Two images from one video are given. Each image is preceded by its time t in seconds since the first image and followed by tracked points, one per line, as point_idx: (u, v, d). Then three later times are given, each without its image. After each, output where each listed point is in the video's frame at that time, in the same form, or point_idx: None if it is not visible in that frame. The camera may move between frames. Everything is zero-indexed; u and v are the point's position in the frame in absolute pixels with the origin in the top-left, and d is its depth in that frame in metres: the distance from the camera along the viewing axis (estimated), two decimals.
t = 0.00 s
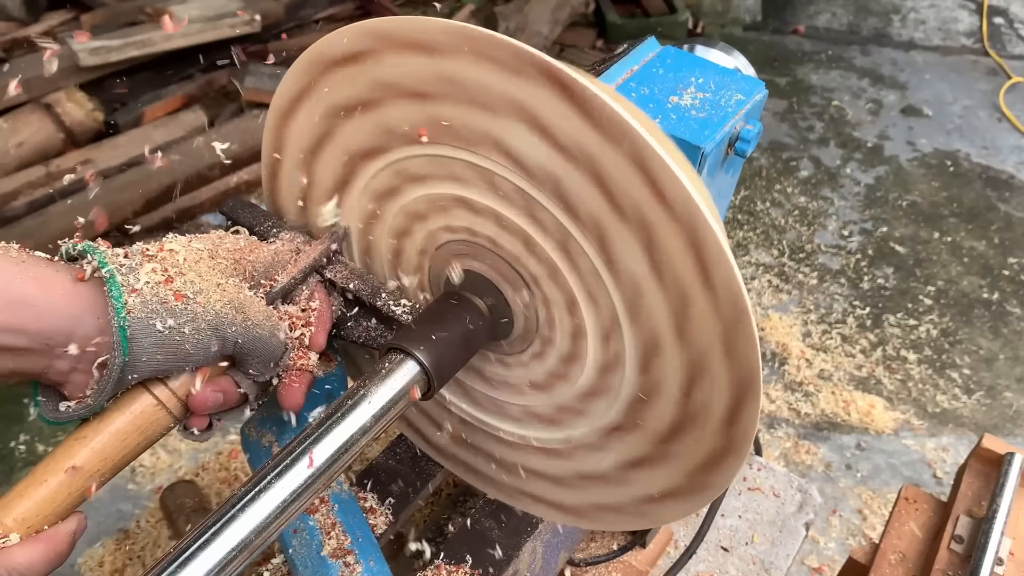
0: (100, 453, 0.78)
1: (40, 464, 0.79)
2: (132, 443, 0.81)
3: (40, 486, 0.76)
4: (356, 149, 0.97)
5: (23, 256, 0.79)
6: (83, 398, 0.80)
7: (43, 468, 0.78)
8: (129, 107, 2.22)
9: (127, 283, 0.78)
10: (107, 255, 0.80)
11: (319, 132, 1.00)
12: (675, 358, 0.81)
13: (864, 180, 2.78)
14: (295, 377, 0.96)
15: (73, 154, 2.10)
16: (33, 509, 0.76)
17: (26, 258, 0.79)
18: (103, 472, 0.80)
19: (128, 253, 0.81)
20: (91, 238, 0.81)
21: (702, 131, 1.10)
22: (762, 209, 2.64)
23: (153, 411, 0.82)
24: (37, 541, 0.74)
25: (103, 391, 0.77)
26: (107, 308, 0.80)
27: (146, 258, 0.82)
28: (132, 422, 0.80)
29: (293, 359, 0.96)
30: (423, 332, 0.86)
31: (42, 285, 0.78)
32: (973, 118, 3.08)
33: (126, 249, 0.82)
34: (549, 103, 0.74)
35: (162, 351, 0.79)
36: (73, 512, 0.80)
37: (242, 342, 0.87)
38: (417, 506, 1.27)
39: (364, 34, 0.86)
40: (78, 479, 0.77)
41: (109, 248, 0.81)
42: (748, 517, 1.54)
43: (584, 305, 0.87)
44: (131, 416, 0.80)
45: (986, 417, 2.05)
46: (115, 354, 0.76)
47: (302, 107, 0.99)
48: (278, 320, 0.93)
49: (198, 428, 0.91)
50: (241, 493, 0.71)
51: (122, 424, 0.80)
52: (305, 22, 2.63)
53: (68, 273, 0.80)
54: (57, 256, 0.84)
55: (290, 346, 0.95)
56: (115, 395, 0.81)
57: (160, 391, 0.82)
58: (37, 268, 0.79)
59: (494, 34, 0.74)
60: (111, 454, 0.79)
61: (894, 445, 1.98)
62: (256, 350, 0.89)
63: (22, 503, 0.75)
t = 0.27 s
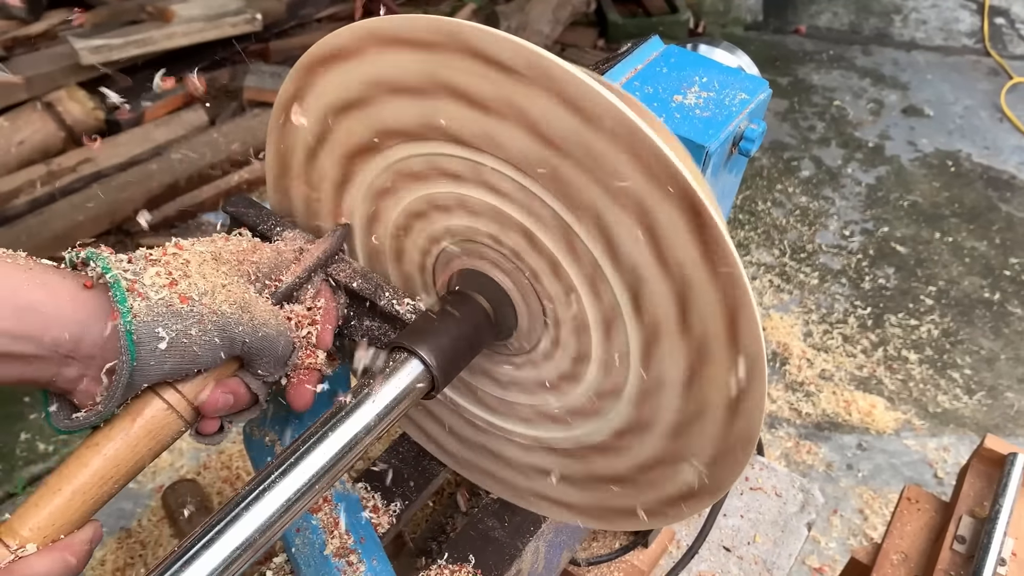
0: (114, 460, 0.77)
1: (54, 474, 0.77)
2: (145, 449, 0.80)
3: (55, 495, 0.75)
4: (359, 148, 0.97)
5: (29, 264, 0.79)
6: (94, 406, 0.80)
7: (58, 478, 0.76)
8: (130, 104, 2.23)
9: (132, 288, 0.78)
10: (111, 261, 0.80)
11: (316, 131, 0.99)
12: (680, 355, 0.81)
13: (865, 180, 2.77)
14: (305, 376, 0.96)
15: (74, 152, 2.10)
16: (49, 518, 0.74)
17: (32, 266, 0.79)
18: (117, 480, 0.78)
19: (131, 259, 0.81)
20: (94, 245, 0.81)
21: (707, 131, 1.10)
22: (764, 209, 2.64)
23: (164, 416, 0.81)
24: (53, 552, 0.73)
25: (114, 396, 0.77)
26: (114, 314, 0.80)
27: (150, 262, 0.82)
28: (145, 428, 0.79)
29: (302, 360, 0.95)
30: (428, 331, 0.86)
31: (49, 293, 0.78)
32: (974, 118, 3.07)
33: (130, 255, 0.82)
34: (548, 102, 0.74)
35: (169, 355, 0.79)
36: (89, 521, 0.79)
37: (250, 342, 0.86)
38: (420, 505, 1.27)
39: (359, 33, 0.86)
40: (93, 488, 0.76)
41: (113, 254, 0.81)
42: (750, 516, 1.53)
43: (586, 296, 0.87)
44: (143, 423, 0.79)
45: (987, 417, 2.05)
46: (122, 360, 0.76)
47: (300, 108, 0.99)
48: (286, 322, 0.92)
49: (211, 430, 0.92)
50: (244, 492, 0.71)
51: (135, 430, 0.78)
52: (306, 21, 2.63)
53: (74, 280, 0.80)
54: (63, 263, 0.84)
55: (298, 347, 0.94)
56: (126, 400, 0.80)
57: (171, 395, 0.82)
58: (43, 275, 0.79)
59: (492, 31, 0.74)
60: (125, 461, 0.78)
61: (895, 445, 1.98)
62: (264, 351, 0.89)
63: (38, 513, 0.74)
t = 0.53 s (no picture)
0: (94, 447, 0.77)
1: (32, 460, 0.77)
2: (126, 438, 0.80)
3: (34, 482, 0.75)
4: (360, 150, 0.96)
5: (10, 252, 0.79)
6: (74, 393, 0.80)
7: (36, 464, 0.76)
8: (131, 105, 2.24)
9: (115, 275, 0.78)
10: (94, 249, 0.80)
11: (316, 131, 0.99)
12: (682, 357, 0.80)
13: (867, 180, 2.77)
14: (291, 365, 0.95)
15: (75, 152, 2.10)
16: (28, 504, 0.75)
17: (13, 254, 0.79)
18: (97, 467, 0.78)
19: (114, 247, 0.81)
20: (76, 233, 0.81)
21: (709, 131, 1.10)
22: (765, 209, 2.64)
23: (145, 405, 0.81)
24: (31, 538, 0.73)
25: (95, 383, 0.78)
26: (96, 302, 0.80)
27: (133, 251, 0.82)
28: (124, 416, 0.79)
29: (286, 351, 0.95)
30: (428, 332, 0.86)
31: (29, 281, 0.78)
32: (976, 118, 3.07)
33: (112, 243, 0.82)
34: (549, 102, 0.74)
35: (152, 343, 0.80)
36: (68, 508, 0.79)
37: (232, 333, 0.87)
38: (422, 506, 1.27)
39: (359, 32, 0.86)
40: (73, 474, 0.76)
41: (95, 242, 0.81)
42: (752, 517, 1.53)
43: (588, 297, 0.86)
44: (123, 410, 0.79)
45: (989, 418, 2.05)
46: (104, 347, 0.76)
47: (299, 109, 0.99)
48: (268, 312, 0.93)
49: (191, 420, 0.91)
50: (246, 494, 0.71)
51: (114, 418, 0.78)
52: (308, 21, 2.63)
53: (55, 268, 0.80)
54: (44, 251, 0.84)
55: (282, 337, 0.94)
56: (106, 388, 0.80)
57: (152, 384, 0.82)
58: (25, 263, 0.79)
59: (493, 32, 0.74)
60: (105, 449, 0.78)
61: (897, 445, 1.98)
62: (247, 342, 0.89)
63: (17, 498, 0.74)
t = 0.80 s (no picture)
0: (95, 440, 0.78)
1: (34, 452, 0.78)
2: (127, 432, 0.80)
3: (35, 473, 0.76)
4: (366, 148, 0.97)
5: (22, 246, 0.81)
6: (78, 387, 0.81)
7: (38, 455, 0.77)
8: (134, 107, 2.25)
9: (124, 274, 0.79)
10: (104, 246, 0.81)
11: (328, 127, 1.00)
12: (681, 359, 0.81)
13: (869, 179, 2.77)
14: (291, 366, 0.96)
15: (79, 153, 2.11)
16: (28, 495, 0.75)
17: (23, 248, 0.80)
18: (98, 461, 0.79)
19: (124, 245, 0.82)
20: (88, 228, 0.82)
21: (710, 131, 1.10)
22: (767, 209, 2.64)
23: (147, 400, 0.82)
24: (31, 529, 0.73)
25: (99, 380, 0.78)
26: (103, 298, 0.81)
27: (142, 249, 0.83)
28: (127, 411, 0.80)
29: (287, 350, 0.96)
30: (431, 331, 0.86)
31: (37, 275, 0.79)
32: (978, 117, 3.07)
33: (122, 241, 0.83)
34: (561, 101, 0.75)
35: (158, 342, 0.80)
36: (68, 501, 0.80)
37: (237, 333, 0.87)
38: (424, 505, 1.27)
39: (376, 31, 0.86)
40: (74, 467, 0.77)
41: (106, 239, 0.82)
42: (754, 516, 1.54)
43: (588, 295, 0.87)
44: (125, 405, 0.80)
45: (991, 417, 2.05)
46: (111, 345, 0.77)
47: (307, 108, 1.00)
48: (272, 312, 0.93)
49: (191, 416, 0.91)
50: (250, 492, 0.71)
51: (116, 412, 0.79)
52: (310, 22, 2.64)
53: (64, 263, 0.81)
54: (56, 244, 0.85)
55: (284, 338, 0.95)
56: (110, 384, 0.80)
57: (155, 380, 0.83)
58: (35, 258, 0.80)
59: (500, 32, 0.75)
60: (106, 443, 0.79)
61: (899, 445, 1.98)
62: (251, 341, 0.89)
63: (18, 490, 0.75)
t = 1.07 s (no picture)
0: (96, 435, 0.79)
1: (36, 444, 0.79)
2: (128, 427, 0.82)
3: (36, 465, 0.77)
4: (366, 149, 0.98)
5: (30, 243, 0.81)
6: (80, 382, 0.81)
7: (40, 447, 0.78)
8: (138, 108, 2.25)
9: (129, 274, 0.80)
10: (111, 246, 0.81)
11: (327, 129, 1.00)
12: (684, 356, 0.82)
13: (871, 180, 2.78)
14: (292, 366, 0.97)
15: (83, 155, 2.12)
16: (29, 486, 0.76)
17: (31, 244, 0.81)
18: (98, 454, 0.80)
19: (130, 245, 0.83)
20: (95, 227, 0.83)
21: (711, 131, 1.11)
22: (769, 209, 2.64)
23: (147, 396, 0.82)
24: (32, 520, 0.74)
25: (102, 376, 0.78)
26: (109, 296, 0.82)
27: (148, 249, 0.84)
28: (128, 406, 0.81)
29: (289, 348, 0.97)
30: (434, 330, 0.87)
31: (45, 272, 0.79)
32: (980, 118, 3.07)
33: (128, 241, 0.84)
34: (562, 105, 0.75)
35: (161, 342, 0.81)
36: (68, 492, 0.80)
37: (238, 333, 0.88)
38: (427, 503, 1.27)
39: (375, 36, 0.86)
40: (75, 460, 0.78)
41: (113, 239, 0.83)
42: (756, 516, 1.54)
43: (590, 295, 0.88)
44: (127, 400, 0.81)
45: (993, 418, 2.05)
46: (115, 344, 0.77)
47: (307, 110, 1.00)
48: (275, 313, 0.94)
49: (192, 413, 0.91)
50: (256, 488, 0.72)
51: (117, 407, 0.80)
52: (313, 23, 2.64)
53: (71, 260, 0.82)
54: (62, 239, 0.86)
55: (286, 336, 0.96)
56: (113, 380, 0.81)
57: (157, 377, 0.83)
58: (43, 255, 0.81)
59: (499, 34, 0.75)
60: (107, 437, 0.80)
61: (901, 445, 1.98)
62: (252, 341, 0.90)
63: (19, 480, 0.76)
